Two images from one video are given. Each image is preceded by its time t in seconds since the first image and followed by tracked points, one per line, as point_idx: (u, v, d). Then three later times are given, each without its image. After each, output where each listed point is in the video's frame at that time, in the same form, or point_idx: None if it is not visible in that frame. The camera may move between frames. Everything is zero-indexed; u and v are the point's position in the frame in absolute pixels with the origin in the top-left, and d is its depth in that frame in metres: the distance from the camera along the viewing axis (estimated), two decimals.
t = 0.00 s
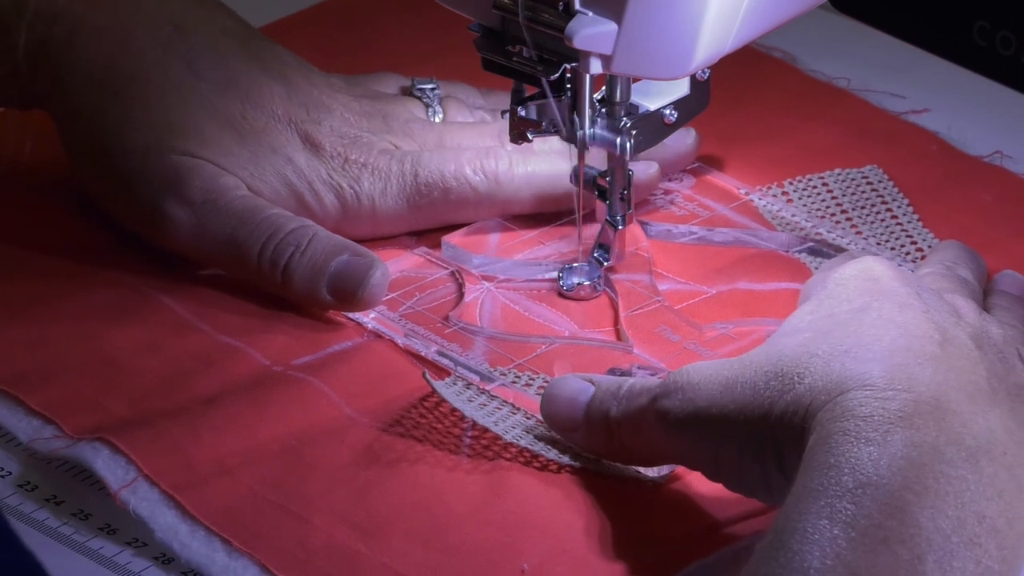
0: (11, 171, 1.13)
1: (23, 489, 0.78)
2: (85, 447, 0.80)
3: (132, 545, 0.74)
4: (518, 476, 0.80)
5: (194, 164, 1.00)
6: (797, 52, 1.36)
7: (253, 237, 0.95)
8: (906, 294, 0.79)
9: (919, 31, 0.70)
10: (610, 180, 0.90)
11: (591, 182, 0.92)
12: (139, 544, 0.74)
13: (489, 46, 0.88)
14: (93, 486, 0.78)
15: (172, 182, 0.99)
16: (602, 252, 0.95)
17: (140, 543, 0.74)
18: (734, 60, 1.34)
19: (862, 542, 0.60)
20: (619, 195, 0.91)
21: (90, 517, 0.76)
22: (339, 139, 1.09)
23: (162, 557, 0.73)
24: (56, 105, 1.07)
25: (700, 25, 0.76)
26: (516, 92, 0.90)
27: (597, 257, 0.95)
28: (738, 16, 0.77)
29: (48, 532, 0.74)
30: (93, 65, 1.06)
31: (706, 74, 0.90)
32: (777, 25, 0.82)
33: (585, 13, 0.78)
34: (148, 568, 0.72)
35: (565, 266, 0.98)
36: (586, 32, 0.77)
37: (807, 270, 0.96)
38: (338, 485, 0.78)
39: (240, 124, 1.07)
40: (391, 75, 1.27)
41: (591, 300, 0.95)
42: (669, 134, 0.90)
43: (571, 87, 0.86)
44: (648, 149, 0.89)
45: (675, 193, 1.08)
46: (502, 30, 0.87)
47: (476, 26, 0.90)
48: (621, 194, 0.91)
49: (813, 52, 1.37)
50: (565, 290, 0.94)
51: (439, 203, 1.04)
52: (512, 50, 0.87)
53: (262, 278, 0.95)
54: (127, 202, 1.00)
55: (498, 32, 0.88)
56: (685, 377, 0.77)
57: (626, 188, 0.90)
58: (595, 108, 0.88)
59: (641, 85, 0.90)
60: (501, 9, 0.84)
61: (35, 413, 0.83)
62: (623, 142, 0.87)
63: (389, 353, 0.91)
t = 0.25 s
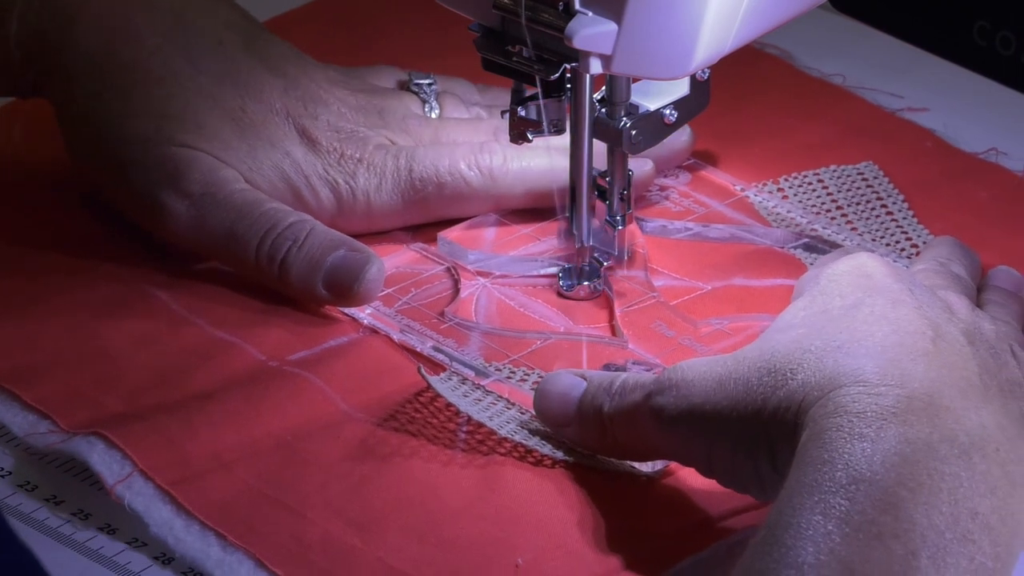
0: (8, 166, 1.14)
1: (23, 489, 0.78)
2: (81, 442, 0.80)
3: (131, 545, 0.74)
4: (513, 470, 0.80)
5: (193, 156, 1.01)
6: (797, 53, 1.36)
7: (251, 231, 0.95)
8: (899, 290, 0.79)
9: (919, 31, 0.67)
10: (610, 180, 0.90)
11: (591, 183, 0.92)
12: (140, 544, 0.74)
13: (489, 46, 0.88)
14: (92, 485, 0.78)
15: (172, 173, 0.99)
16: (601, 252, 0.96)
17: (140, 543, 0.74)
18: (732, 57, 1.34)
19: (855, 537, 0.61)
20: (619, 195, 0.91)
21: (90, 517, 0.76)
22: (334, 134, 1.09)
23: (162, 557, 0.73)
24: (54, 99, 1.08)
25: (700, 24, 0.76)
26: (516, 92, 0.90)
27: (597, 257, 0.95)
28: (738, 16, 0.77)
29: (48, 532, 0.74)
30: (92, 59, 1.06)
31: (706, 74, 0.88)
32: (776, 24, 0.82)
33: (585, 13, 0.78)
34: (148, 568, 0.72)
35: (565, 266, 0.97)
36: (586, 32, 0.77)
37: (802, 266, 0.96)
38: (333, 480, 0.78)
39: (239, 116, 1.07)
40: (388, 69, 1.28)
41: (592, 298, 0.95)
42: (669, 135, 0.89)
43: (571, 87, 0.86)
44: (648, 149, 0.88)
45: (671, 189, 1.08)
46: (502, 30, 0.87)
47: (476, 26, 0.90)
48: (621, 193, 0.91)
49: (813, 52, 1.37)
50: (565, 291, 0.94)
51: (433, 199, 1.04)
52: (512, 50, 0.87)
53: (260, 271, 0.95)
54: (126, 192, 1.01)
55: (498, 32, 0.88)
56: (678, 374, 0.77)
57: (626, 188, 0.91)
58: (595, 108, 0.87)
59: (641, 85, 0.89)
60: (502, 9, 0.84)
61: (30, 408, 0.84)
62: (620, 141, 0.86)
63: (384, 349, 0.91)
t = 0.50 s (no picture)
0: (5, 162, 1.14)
1: (23, 489, 0.77)
2: (80, 438, 0.80)
3: (132, 545, 0.73)
4: (510, 466, 0.80)
5: (193, 148, 1.01)
6: (796, 51, 1.36)
7: (249, 225, 0.95)
8: (897, 286, 0.79)
9: (919, 31, 0.72)
10: (610, 179, 0.90)
11: (591, 182, 0.92)
12: (140, 544, 0.73)
13: (489, 46, 0.88)
14: (91, 484, 0.78)
15: (172, 166, 1.00)
16: (602, 252, 0.95)
17: (141, 543, 0.74)
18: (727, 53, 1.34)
19: (856, 530, 0.60)
20: (619, 196, 0.91)
21: (90, 517, 0.75)
22: (331, 129, 1.10)
23: (162, 557, 0.72)
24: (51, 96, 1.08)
25: (700, 25, 0.76)
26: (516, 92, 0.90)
27: (597, 257, 0.95)
28: (738, 16, 0.77)
29: (48, 532, 0.74)
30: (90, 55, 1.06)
31: (706, 74, 0.90)
32: (776, 24, 0.82)
33: (586, 13, 0.78)
34: (149, 567, 0.71)
35: (565, 266, 0.97)
36: (586, 32, 0.77)
37: (798, 262, 0.96)
38: (331, 475, 0.79)
39: (238, 107, 1.08)
40: (383, 64, 1.28)
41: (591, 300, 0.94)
42: (669, 134, 0.91)
43: (571, 87, 0.86)
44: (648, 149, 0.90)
45: (666, 185, 1.08)
46: (502, 30, 0.86)
47: (476, 26, 0.90)
48: (621, 194, 0.91)
49: (814, 53, 1.36)
50: (565, 290, 0.94)
51: (428, 194, 1.04)
52: (512, 50, 0.86)
53: (257, 264, 0.95)
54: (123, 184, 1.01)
55: (498, 32, 0.87)
56: (676, 368, 0.77)
57: (626, 188, 0.90)
58: (595, 108, 0.88)
59: (641, 86, 0.90)
60: (502, 9, 0.84)
61: (28, 404, 0.84)
62: (622, 141, 0.87)
63: (382, 345, 0.91)
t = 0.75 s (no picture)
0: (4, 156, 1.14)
1: (24, 489, 0.78)
2: (78, 433, 0.81)
3: (132, 545, 0.74)
4: (508, 459, 0.80)
5: (193, 140, 1.02)
6: (794, 49, 1.36)
7: (248, 217, 0.96)
8: (895, 280, 0.80)
9: (919, 31, 0.75)
10: (611, 179, 0.91)
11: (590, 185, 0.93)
12: (140, 544, 0.74)
13: (489, 46, 0.88)
14: (90, 483, 0.79)
15: (172, 158, 1.00)
16: (602, 252, 0.95)
17: (141, 543, 0.74)
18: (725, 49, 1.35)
19: (853, 522, 0.60)
20: (619, 195, 0.92)
21: (91, 516, 0.76)
22: (329, 123, 1.11)
23: (162, 557, 0.73)
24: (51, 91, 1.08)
25: (700, 24, 0.76)
26: (516, 91, 0.90)
27: (597, 257, 0.95)
28: (738, 16, 0.77)
29: (48, 532, 0.74)
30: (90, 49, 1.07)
31: (706, 74, 0.89)
32: (776, 24, 0.82)
33: (585, 13, 0.78)
34: (149, 567, 0.72)
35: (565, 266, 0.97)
36: (586, 32, 0.77)
37: (795, 256, 0.97)
38: (330, 468, 0.79)
39: (237, 99, 1.08)
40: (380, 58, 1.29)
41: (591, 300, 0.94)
42: (669, 135, 0.89)
43: (571, 87, 0.87)
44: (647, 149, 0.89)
45: (663, 179, 1.09)
46: (502, 30, 0.86)
47: (476, 27, 0.90)
48: (622, 193, 0.92)
49: (814, 53, 1.36)
50: (565, 290, 0.94)
51: (425, 188, 1.05)
52: (512, 50, 0.86)
53: (255, 257, 0.96)
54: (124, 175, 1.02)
55: (498, 32, 0.87)
56: (675, 361, 0.78)
57: (626, 188, 0.92)
58: (595, 108, 0.88)
59: (640, 85, 0.90)
60: (502, 9, 0.84)
61: (27, 399, 0.84)
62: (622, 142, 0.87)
63: (381, 340, 0.91)
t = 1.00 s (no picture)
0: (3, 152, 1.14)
1: (24, 489, 0.78)
2: (78, 429, 0.81)
3: (132, 545, 0.74)
4: (506, 454, 0.80)
5: (194, 132, 1.02)
6: (791, 47, 1.37)
7: (248, 210, 0.96)
8: (894, 276, 0.80)
9: (919, 31, 0.78)
10: (611, 179, 0.91)
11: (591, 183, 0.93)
12: (140, 544, 0.74)
13: (489, 46, 0.88)
14: (90, 483, 0.78)
15: (173, 150, 1.01)
16: (602, 252, 0.95)
17: (141, 544, 0.74)
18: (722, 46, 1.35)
19: (851, 516, 0.60)
20: (619, 195, 0.92)
21: (91, 517, 0.76)
22: (327, 117, 1.11)
23: (162, 557, 0.73)
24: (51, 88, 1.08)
25: (700, 24, 0.76)
26: (516, 91, 0.90)
27: (598, 257, 0.95)
28: (738, 16, 0.77)
29: (48, 531, 0.74)
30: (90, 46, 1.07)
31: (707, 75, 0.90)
32: (775, 23, 0.83)
33: (586, 13, 0.78)
34: (150, 567, 0.72)
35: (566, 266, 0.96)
36: (586, 32, 0.77)
37: (792, 251, 0.97)
38: (329, 463, 0.79)
39: (238, 94, 1.08)
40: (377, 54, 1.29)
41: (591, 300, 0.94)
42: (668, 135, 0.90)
43: (571, 87, 0.87)
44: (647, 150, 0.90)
45: (660, 175, 1.09)
46: (502, 30, 0.86)
47: (476, 26, 0.90)
48: (622, 193, 0.92)
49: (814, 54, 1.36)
50: (565, 290, 0.94)
51: (423, 182, 1.05)
52: (512, 50, 0.86)
53: (254, 251, 0.96)
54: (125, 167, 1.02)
55: (498, 32, 0.87)
56: (674, 355, 0.77)
57: (626, 188, 0.92)
58: (595, 108, 0.89)
59: (640, 85, 0.90)
60: (501, 9, 0.84)
61: (26, 394, 0.85)
62: (622, 142, 0.88)
63: (380, 336, 0.92)
